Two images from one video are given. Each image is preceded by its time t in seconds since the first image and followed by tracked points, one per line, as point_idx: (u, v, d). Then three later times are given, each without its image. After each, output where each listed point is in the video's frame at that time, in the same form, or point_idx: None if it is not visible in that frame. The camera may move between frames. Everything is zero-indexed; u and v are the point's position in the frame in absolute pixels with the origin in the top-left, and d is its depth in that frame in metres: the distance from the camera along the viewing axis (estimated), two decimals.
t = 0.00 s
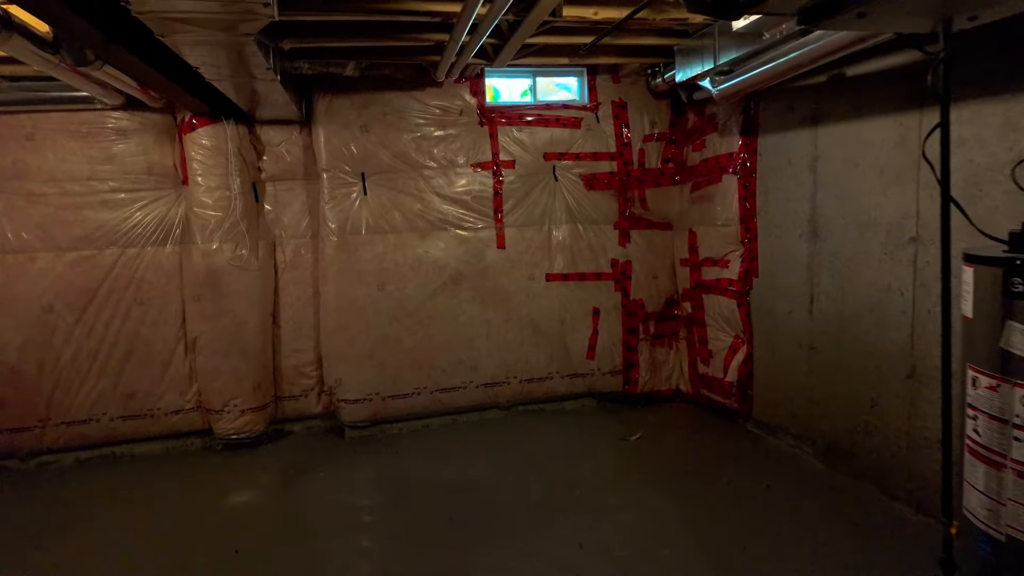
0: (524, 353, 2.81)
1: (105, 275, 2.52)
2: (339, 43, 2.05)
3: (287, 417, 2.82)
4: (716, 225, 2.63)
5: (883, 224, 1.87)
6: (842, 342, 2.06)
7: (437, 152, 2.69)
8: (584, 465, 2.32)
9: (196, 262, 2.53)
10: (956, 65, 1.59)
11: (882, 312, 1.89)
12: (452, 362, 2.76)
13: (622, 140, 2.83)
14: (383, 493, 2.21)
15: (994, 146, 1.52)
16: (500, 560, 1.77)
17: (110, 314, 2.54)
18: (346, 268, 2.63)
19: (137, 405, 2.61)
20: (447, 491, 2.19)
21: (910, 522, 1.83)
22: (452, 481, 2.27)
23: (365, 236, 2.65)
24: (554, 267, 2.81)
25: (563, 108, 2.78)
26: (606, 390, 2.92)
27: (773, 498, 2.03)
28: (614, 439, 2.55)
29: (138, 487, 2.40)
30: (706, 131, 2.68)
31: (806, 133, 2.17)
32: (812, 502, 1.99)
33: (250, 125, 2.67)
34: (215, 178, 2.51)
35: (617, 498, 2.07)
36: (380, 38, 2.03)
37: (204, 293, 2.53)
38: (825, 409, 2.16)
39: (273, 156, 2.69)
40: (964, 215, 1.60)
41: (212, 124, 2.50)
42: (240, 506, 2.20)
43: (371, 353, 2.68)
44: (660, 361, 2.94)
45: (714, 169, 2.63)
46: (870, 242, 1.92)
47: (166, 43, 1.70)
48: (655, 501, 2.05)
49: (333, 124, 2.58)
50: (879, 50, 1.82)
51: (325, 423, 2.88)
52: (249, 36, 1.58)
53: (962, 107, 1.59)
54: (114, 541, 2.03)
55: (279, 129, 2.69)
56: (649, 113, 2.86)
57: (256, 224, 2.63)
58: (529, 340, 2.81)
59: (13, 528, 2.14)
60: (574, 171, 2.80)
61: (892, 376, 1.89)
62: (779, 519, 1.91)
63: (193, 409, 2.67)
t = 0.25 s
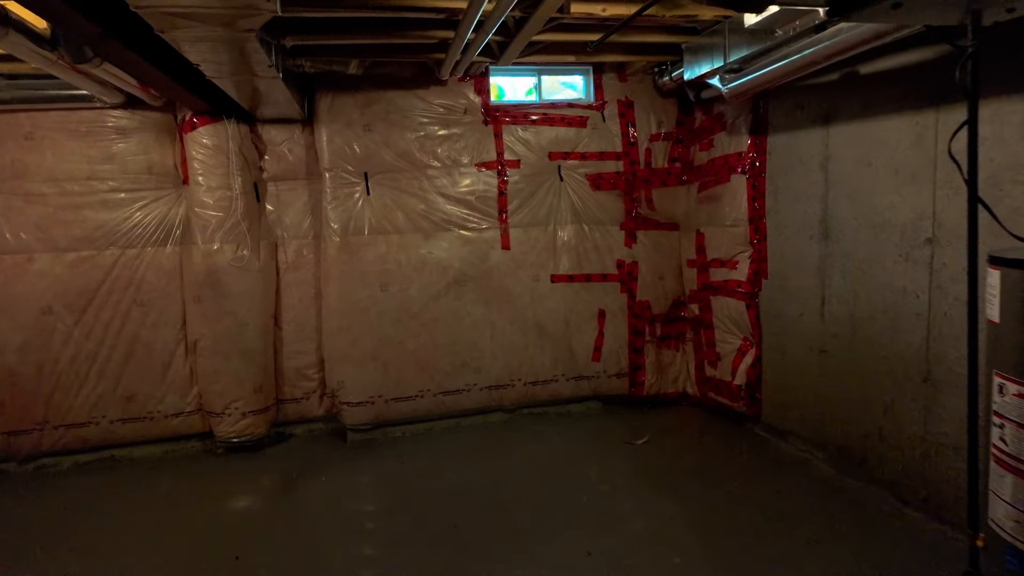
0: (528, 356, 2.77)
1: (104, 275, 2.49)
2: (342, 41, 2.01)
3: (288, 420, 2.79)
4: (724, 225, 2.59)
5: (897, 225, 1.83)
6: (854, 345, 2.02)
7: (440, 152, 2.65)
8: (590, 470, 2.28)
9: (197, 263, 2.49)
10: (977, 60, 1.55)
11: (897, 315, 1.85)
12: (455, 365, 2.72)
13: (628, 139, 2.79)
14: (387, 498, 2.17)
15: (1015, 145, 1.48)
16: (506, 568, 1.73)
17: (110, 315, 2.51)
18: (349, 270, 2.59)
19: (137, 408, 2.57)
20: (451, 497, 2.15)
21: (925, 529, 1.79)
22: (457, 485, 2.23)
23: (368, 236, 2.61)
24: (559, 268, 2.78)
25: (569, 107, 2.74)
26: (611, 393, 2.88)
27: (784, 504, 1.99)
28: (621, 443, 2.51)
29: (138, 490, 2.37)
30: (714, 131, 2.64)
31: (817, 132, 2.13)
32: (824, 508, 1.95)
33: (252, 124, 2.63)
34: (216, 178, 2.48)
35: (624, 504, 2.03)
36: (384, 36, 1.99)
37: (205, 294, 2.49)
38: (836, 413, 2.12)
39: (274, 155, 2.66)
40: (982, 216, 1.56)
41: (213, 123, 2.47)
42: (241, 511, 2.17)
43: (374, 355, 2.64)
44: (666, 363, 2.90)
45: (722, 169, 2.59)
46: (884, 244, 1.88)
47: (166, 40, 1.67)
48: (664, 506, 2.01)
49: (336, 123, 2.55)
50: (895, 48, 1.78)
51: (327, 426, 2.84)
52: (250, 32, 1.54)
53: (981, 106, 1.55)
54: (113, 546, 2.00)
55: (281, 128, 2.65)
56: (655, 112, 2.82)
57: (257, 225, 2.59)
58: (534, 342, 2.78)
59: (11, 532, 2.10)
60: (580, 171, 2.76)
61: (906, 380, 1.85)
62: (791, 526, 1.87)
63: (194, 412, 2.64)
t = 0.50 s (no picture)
0: (534, 358, 2.74)
1: (106, 276, 2.47)
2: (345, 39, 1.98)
3: (292, 422, 2.76)
4: (733, 226, 2.55)
5: (913, 226, 1.79)
6: (868, 348, 1.98)
7: (445, 151, 2.62)
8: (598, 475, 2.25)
9: (200, 264, 2.47)
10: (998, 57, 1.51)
11: (912, 318, 1.81)
12: (460, 367, 2.69)
13: (635, 138, 2.75)
14: (391, 503, 2.14)
15: None
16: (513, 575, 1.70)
17: (112, 316, 2.49)
18: (353, 271, 2.56)
19: (139, 410, 2.55)
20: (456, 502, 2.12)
21: (942, 537, 1.75)
22: (462, 490, 2.20)
23: (372, 237, 2.58)
24: (566, 269, 2.74)
25: (575, 106, 2.70)
26: (618, 395, 2.85)
27: (796, 510, 1.95)
28: (628, 447, 2.47)
29: (140, 493, 2.34)
30: (723, 130, 2.60)
31: (828, 131, 2.09)
32: (837, 514, 1.91)
33: (255, 124, 2.60)
34: (218, 178, 2.45)
35: (633, 510, 2.00)
36: (389, 34, 1.96)
37: (208, 295, 2.47)
38: (848, 418, 2.08)
39: (278, 155, 2.63)
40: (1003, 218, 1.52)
41: (216, 122, 2.44)
42: (243, 515, 2.14)
43: (379, 357, 2.61)
44: (674, 366, 2.86)
45: (732, 169, 2.55)
46: (899, 245, 1.84)
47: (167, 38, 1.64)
48: (673, 512, 1.97)
49: (339, 123, 2.52)
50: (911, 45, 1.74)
51: (331, 428, 2.81)
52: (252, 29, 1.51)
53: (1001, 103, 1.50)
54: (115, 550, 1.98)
55: (284, 128, 2.63)
56: (663, 111, 2.78)
57: (260, 225, 2.57)
58: (540, 343, 2.74)
59: (13, 535, 2.08)
60: (587, 170, 2.73)
61: (922, 385, 1.81)
62: (803, 533, 1.83)
63: (196, 414, 2.61)
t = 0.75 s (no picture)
0: (549, 361, 2.70)
1: (120, 278, 2.46)
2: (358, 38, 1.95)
3: (305, 425, 2.74)
4: (753, 226, 2.49)
5: (943, 227, 1.73)
6: (895, 353, 1.92)
7: (459, 152, 2.59)
8: (615, 481, 2.20)
9: (213, 266, 2.45)
10: None
11: (943, 323, 1.75)
12: (474, 370, 2.65)
13: (652, 137, 2.70)
14: (405, 508, 2.11)
15: None
16: None
17: (126, 318, 2.48)
18: (366, 273, 2.54)
19: (152, 411, 2.54)
20: (471, 508, 2.09)
21: (974, 550, 1.69)
22: (477, 496, 2.17)
23: (385, 239, 2.56)
24: (581, 270, 2.69)
25: (591, 104, 2.66)
26: (635, 399, 2.80)
27: (820, 519, 1.90)
28: (645, 452, 2.42)
29: (154, 496, 2.33)
30: (742, 128, 2.54)
31: (852, 129, 2.03)
32: (863, 525, 1.85)
33: (267, 124, 2.59)
34: (231, 179, 2.44)
35: (651, 518, 1.95)
36: (402, 32, 1.93)
37: (221, 297, 2.46)
38: (874, 424, 2.02)
39: (290, 156, 2.61)
40: None
41: (229, 123, 2.43)
42: (256, 519, 2.12)
43: (392, 360, 2.59)
44: (692, 369, 2.81)
45: (752, 168, 2.49)
46: (928, 247, 1.78)
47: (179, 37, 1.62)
48: (692, 521, 1.92)
49: (352, 123, 2.49)
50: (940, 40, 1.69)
51: (344, 431, 2.79)
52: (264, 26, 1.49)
53: None
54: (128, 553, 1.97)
55: (297, 128, 2.61)
56: (680, 110, 2.73)
57: (273, 226, 2.55)
58: (554, 346, 2.70)
59: (27, 537, 2.08)
60: (602, 170, 2.68)
61: (953, 392, 1.74)
62: (829, 544, 1.77)
63: (210, 416, 2.60)
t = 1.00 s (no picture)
0: (569, 363, 2.66)
1: (143, 279, 2.48)
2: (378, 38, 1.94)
3: (325, 426, 2.74)
4: (780, 227, 2.43)
5: (982, 227, 1.66)
6: (930, 358, 1.85)
7: (479, 152, 2.56)
8: (637, 487, 2.16)
9: (234, 267, 2.46)
10: None
11: (982, 327, 1.68)
12: (494, 372, 2.63)
13: (675, 136, 2.65)
14: (425, 512, 2.09)
15: None
16: None
17: (149, 319, 2.50)
18: (385, 274, 2.53)
19: (175, 412, 2.56)
20: (491, 512, 2.06)
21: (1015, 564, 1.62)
22: (497, 500, 2.14)
23: (405, 240, 2.54)
24: (602, 272, 2.66)
25: (612, 103, 2.62)
26: (657, 403, 2.75)
27: (851, 529, 1.84)
28: (668, 458, 2.37)
29: (176, 495, 2.35)
30: (769, 126, 2.48)
31: (884, 126, 1.96)
32: (896, 535, 1.78)
33: (288, 126, 2.59)
34: (252, 180, 2.44)
35: (674, 525, 1.91)
36: (423, 32, 1.91)
37: (241, 298, 2.46)
38: (908, 432, 1.95)
39: (311, 157, 2.61)
40: None
41: (250, 125, 2.43)
42: (276, 520, 2.12)
43: (411, 362, 2.57)
44: (716, 372, 2.75)
45: (778, 167, 2.43)
46: (966, 248, 1.71)
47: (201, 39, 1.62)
48: (718, 529, 1.88)
49: (372, 124, 2.49)
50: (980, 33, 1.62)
51: (363, 432, 2.79)
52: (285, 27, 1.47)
53: None
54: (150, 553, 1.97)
55: (317, 129, 2.61)
56: (704, 108, 2.67)
57: (293, 228, 2.55)
58: (575, 348, 2.66)
59: (52, 535, 2.10)
60: (624, 170, 2.64)
61: (993, 399, 1.67)
62: (861, 554, 1.72)
63: (231, 417, 2.61)
